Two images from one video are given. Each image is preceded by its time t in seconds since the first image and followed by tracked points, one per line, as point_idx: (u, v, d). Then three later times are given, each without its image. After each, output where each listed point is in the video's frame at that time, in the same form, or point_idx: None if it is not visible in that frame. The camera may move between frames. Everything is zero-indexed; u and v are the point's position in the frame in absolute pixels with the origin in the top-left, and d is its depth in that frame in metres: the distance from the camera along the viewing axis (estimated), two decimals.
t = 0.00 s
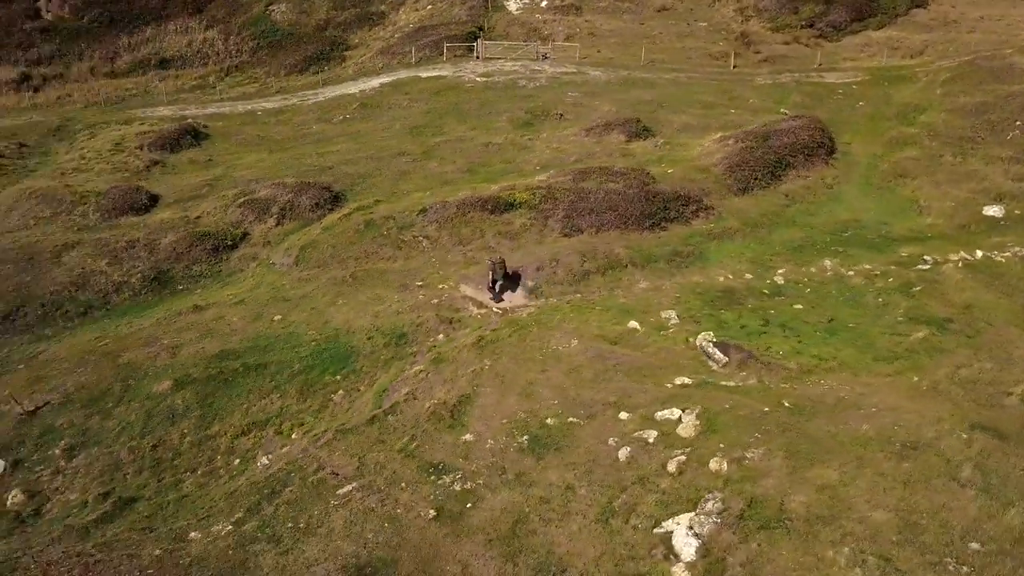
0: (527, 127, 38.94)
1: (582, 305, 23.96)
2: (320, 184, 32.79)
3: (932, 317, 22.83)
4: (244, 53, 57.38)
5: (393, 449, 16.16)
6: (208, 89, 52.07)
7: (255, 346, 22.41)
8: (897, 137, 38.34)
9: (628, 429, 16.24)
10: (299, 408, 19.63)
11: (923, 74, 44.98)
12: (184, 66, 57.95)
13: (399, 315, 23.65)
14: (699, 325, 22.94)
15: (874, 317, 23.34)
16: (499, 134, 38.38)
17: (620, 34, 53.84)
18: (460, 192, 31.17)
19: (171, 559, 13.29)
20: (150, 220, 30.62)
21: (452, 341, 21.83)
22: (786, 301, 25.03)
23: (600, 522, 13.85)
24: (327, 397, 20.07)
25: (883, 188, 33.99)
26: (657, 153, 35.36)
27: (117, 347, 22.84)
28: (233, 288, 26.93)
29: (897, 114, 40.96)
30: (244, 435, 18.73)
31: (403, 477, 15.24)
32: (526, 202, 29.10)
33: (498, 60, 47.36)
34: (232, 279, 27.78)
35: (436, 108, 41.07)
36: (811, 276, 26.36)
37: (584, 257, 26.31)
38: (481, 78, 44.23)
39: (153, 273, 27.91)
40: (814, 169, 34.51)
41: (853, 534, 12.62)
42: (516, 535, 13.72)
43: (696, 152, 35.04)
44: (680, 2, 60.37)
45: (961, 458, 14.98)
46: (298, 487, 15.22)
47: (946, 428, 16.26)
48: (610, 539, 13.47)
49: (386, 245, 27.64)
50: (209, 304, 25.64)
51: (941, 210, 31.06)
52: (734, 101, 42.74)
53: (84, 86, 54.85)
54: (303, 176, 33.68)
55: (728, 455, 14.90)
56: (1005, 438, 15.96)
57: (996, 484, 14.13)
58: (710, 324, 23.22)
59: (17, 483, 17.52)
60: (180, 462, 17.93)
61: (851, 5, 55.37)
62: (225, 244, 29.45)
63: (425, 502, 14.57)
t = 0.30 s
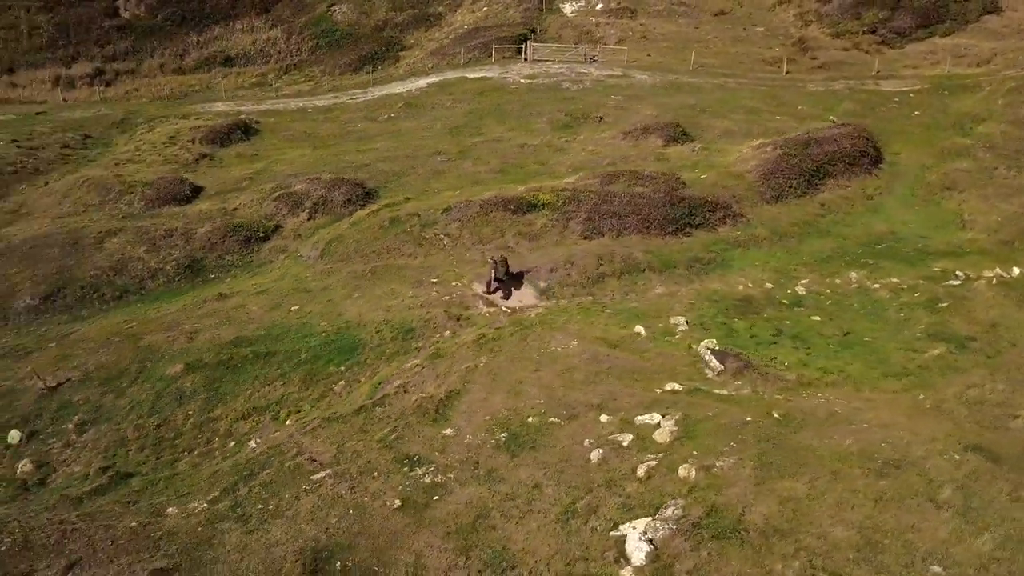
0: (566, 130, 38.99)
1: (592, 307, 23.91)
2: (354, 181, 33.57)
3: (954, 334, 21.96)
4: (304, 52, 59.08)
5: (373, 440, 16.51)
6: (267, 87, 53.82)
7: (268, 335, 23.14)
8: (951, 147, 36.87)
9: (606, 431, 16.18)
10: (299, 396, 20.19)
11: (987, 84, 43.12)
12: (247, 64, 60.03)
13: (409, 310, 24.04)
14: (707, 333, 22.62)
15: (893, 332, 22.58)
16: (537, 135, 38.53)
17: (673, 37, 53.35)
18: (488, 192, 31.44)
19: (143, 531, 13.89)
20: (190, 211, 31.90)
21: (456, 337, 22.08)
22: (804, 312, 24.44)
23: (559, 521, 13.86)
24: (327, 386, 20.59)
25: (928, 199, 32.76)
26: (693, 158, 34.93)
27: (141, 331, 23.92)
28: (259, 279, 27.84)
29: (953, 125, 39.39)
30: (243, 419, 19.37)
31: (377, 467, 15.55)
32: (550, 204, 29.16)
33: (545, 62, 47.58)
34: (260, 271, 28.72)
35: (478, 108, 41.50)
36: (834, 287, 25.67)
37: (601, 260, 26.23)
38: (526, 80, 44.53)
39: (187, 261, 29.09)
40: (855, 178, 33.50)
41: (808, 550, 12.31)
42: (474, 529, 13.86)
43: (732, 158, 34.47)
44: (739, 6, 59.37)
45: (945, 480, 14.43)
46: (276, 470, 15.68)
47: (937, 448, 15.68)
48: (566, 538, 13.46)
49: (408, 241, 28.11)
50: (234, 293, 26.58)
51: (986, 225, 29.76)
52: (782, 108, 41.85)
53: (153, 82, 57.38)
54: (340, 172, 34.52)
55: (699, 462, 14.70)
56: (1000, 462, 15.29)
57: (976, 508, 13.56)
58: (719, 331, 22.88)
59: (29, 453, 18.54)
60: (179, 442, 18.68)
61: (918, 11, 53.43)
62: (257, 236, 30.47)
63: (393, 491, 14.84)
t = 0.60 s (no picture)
0: (601, 135, 38.85)
1: (599, 313, 23.80)
2: (384, 181, 34.17)
3: (971, 353, 21.07)
4: (358, 54, 60.36)
5: (353, 433, 16.80)
6: (319, 88, 55.20)
7: (279, 328, 23.76)
8: (1001, 162, 35.30)
9: (581, 436, 16.10)
10: (298, 388, 20.66)
11: None
12: (303, 65, 61.64)
13: (418, 309, 24.33)
14: (712, 343, 22.27)
15: (908, 350, 21.79)
16: (571, 139, 38.52)
17: (722, 44, 52.64)
18: (512, 195, 31.58)
19: (119, 509, 14.46)
20: (225, 205, 32.96)
21: (457, 337, 22.26)
22: (819, 326, 23.80)
23: (518, 522, 13.86)
24: (327, 379, 21.02)
25: (970, 214, 31.44)
26: (725, 166, 34.40)
27: (162, 319, 24.85)
28: (282, 274, 28.58)
29: (1007, 138, 37.72)
30: (241, 407, 19.93)
31: (351, 460, 15.82)
32: (570, 208, 29.12)
33: (589, 67, 47.53)
34: (285, 266, 29.48)
35: (515, 112, 41.71)
36: (854, 302, 24.93)
37: (615, 266, 26.07)
38: (567, 84, 44.58)
39: (217, 254, 30.08)
40: (893, 190, 32.41)
41: (757, 566, 12.03)
42: (433, 525, 13.98)
43: (765, 168, 33.81)
44: (796, 12, 58.10)
45: (922, 503, 13.91)
46: (255, 457, 16.11)
47: (924, 471, 15.11)
48: (521, 539, 13.47)
49: (427, 241, 28.46)
50: (256, 287, 27.37)
51: None
52: (827, 117, 40.82)
53: (213, 81, 59.44)
54: (371, 172, 35.15)
55: (666, 472, 14.50)
56: (988, 488, 14.65)
57: (949, 534, 13.03)
58: (725, 342, 22.48)
59: (40, 431, 19.47)
60: (179, 427, 19.35)
61: (982, 19, 51.36)
62: (286, 232, 31.30)
63: (361, 484, 15.08)
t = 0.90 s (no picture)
0: (636, 142, 38.55)
1: (606, 321, 23.62)
2: (413, 184, 34.62)
3: (989, 378, 20.12)
4: (409, 59, 61.34)
5: (336, 428, 17.07)
6: (369, 91, 56.28)
7: (291, 323, 24.30)
8: None
9: (556, 443, 16.00)
10: (299, 382, 21.08)
11: None
12: (357, 68, 62.92)
13: (427, 310, 24.56)
14: (717, 355, 21.85)
15: (922, 371, 20.95)
16: (606, 145, 38.31)
17: (774, 53, 51.63)
18: (537, 200, 31.61)
19: (100, 491, 15.03)
20: (259, 203, 33.93)
21: (459, 338, 22.40)
22: (834, 343, 23.07)
23: (476, 524, 13.87)
24: (329, 375, 21.39)
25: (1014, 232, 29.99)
26: (759, 176, 33.70)
27: (184, 311, 25.71)
28: (305, 271, 29.22)
29: None
30: (242, 399, 20.44)
31: (328, 455, 16.07)
32: (591, 214, 28.96)
33: (632, 75, 47.26)
34: (311, 264, 30.17)
35: (553, 118, 41.76)
36: (874, 319, 24.09)
37: (629, 274, 25.81)
38: (608, 91, 44.41)
39: (246, 250, 30.97)
40: (933, 205, 31.20)
41: None
42: (394, 523, 14.10)
43: (800, 179, 32.97)
44: (854, 20, 56.54)
45: (895, 530, 13.37)
46: (238, 447, 16.52)
47: (907, 497, 14.51)
48: (476, 541, 13.48)
49: (447, 244, 28.73)
50: (278, 283, 28.05)
51: None
52: (873, 129, 39.59)
53: (269, 83, 61.20)
54: (403, 175, 35.67)
55: (632, 483, 14.29)
56: (972, 518, 13.97)
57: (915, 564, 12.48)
58: (732, 355, 22.01)
59: (53, 412, 20.35)
60: (181, 415, 19.97)
61: None
62: (314, 231, 32.00)
63: (333, 479, 15.31)
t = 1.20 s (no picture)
0: (670, 150, 38.14)
1: (611, 328, 23.44)
2: (442, 187, 35.00)
3: (1001, 402, 19.22)
4: (459, 64, 62.04)
5: (318, 423, 17.41)
6: (416, 96, 57.10)
7: (303, 320, 24.84)
8: None
9: (528, 447, 15.96)
10: (300, 376, 21.54)
11: None
12: (408, 73, 63.92)
13: (435, 311, 24.79)
14: (718, 367, 21.45)
15: (932, 392, 20.15)
16: (638, 153, 38.01)
17: (825, 62, 50.38)
18: (560, 206, 31.59)
19: (86, 472, 15.66)
20: (292, 202, 34.79)
21: (460, 340, 22.53)
22: (845, 360, 22.39)
23: (434, 523, 13.96)
24: (330, 371, 21.78)
25: None
26: (790, 187, 32.93)
27: (205, 304, 26.57)
28: (327, 269, 29.83)
29: None
30: (243, 391, 21.00)
31: (306, 449, 16.40)
32: (610, 221, 28.79)
33: (675, 83, 46.80)
34: (334, 263, 30.79)
35: (589, 125, 41.67)
36: (891, 337, 23.27)
37: (641, 283, 25.57)
38: (648, 98, 44.07)
39: (275, 248, 31.80)
40: (972, 221, 29.92)
41: None
42: (355, 519, 14.31)
43: (833, 191, 32.09)
44: (914, 29, 54.71)
45: (858, 553, 12.93)
46: (223, 437, 17.00)
47: (880, 521, 14.02)
48: (431, 541, 13.55)
49: (464, 247, 28.95)
50: (299, 280, 28.72)
51: None
52: (920, 141, 38.25)
53: (323, 85, 62.67)
54: (433, 178, 36.09)
55: (593, 491, 14.18)
56: (945, 545, 13.40)
57: None
58: (734, 367, 21.58)
59: (68, 396, 21.29)
60: (185, 404, 20.64)
61: None
62: (341, 230, 32.65)
63: (305, 472, 15.62)
